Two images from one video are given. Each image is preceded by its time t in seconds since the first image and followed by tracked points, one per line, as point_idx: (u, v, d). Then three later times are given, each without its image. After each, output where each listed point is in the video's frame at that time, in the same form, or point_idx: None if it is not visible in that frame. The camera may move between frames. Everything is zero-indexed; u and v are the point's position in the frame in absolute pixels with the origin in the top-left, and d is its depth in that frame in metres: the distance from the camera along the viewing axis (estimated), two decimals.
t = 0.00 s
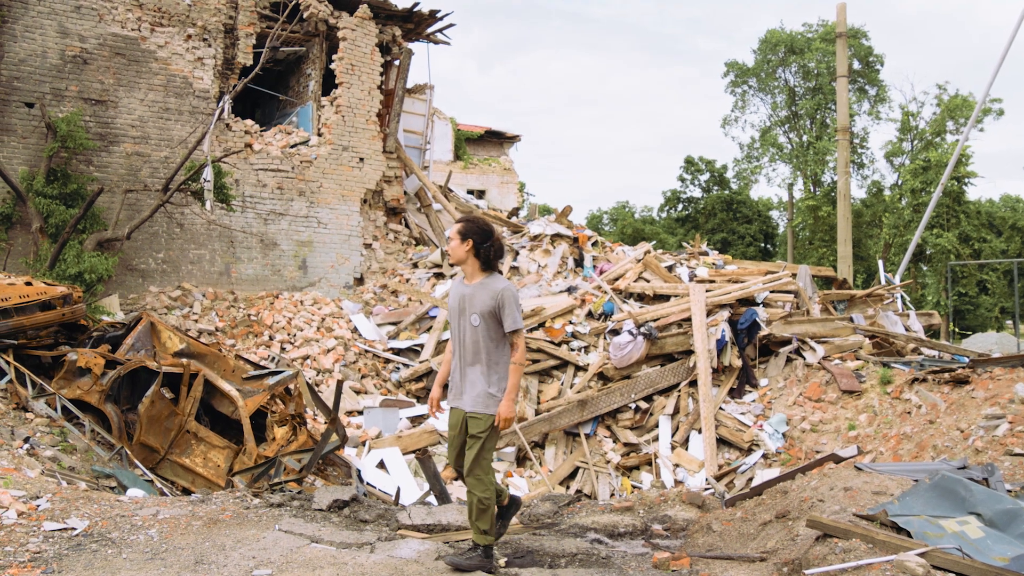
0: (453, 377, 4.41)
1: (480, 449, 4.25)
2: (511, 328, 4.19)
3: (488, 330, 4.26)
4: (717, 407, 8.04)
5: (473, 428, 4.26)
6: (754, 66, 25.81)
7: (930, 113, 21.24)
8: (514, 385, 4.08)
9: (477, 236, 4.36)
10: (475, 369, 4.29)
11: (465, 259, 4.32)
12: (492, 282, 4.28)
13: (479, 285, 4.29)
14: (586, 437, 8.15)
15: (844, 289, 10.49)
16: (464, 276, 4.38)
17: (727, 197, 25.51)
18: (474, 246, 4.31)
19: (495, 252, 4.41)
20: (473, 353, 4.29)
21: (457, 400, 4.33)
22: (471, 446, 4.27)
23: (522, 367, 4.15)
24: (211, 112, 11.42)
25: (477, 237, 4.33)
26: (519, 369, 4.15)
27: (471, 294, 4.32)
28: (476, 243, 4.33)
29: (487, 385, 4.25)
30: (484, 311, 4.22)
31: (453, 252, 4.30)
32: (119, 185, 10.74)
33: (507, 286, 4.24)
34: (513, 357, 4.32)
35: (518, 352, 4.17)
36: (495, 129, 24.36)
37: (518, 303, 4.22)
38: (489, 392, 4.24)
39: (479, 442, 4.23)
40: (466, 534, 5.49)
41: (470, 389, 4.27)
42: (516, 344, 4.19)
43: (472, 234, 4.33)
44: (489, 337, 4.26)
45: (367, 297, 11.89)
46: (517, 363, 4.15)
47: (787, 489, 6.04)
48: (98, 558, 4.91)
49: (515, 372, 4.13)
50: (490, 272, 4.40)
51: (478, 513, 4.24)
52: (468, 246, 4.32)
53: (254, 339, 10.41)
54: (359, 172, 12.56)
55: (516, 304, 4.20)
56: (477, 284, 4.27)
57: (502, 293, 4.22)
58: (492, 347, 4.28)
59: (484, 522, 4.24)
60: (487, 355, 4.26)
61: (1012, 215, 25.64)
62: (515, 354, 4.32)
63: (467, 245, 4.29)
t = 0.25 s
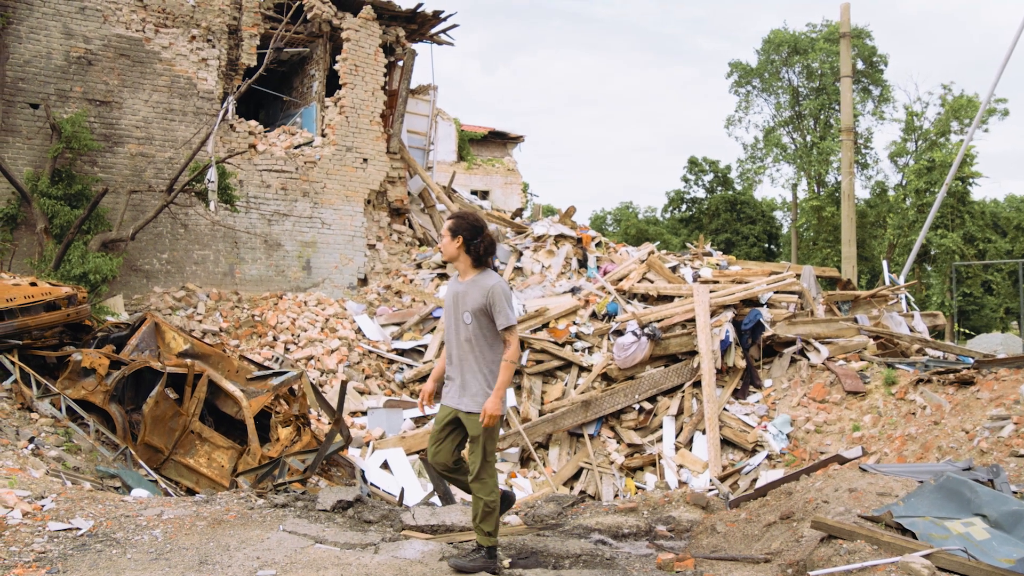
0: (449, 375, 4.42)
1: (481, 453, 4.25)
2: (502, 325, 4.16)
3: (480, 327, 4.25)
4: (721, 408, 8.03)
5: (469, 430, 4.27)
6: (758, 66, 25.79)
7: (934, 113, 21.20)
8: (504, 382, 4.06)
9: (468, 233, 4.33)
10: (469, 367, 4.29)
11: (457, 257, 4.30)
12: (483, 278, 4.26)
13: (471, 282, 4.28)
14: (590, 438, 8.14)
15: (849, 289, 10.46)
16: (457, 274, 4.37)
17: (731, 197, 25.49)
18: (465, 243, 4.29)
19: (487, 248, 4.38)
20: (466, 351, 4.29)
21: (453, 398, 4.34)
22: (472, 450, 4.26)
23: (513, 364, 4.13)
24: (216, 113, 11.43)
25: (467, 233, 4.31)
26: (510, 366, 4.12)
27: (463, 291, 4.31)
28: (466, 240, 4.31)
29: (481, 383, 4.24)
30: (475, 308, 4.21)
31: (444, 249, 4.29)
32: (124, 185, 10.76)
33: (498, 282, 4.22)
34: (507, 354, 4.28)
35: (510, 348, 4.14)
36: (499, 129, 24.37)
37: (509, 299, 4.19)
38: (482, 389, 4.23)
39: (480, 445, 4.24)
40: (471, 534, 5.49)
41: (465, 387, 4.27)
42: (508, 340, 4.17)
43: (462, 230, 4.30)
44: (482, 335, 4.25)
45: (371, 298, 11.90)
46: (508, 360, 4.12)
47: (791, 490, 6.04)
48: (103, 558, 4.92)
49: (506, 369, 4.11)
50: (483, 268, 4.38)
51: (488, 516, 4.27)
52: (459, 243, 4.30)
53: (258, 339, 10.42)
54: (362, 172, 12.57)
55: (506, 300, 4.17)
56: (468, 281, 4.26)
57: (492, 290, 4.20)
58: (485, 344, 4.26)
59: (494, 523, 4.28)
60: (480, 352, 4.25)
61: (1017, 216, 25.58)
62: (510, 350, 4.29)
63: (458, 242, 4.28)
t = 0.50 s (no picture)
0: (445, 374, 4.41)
1: (483, 453, 4.24)
2: (492, 323, 4.13)
3: (474, 326, 4.24)
4: (727, 409, 8.01)
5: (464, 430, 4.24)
6: (763, 67, 25.75)
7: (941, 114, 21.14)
8: (491, 382, 4.03)
9: (463, 231, 4.34)
10: (463, 366, 4.27)
11: (451, 255, 4.31)
12: (476, 276, 4.24)
13: (465, 281, 4.27)
14: (595, 439, 8.12)
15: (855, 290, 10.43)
16: (453, 272, 4.38)
17: (737, 198, 25.47)
18: (459, 241, 4.30)
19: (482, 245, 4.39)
20: (460, 351, 4.27)
21: (448, 397, 4.33)
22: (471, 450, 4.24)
23: (502, 363, 4.09)
24: (221, 114, 11.44)
25: (461, 231, 4.32)
26: (499, 365, 4.08)
27: (457, 290, 4.31)
28: (460, 238, 4.32)
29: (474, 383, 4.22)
30: (467, 306, 4.20)
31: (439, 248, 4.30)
32: (131, 186, 10.78)
33: (490, 281, 4.19)
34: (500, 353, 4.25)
35: (500, 347, 4.10)
36: (504, 130, 24.38)
37: (501, 297, 4.16)
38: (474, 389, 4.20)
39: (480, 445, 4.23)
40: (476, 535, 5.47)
41: (458, 387, 4.26)
42: (499, 339, 4.13)
43: (456, 229, 4.31)
44: (475, 334, 4.23)
45: (377, 299, 11.91)
46: (497, 359, 4.08)
47: (798, 491, 6.03)
48: (110, 558, 4.93)
49: (495, 368, 4.07)
50: (478, 267, 4.38)
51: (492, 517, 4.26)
52: (453, 241, 4.31)
53: (264, 340, 10.43)
54: (368, 173, 12.57)
55: (497, 298, 4.14)
56: (462, 280, 4.25)
57: (483, 287, 4.19)
58: (478, 343, 4.24)
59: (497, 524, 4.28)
60: (473, 352, 4.23)
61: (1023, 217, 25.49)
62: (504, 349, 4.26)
63: (451, 240, 4.28)
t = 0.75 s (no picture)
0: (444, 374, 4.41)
1: (486, 451, 4.25)
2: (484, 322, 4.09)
3: (469, 325, 4.22)
4: (737, 410, 7.98)
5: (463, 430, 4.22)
6: (773, 67, 25.69)
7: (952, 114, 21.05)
8: (478, 381, 3.99)
9: (462, 229, 4.33)
10: (459, 365, 4.27)
11: (451, 255, 4.30)
12: (472, 275, 4.23)
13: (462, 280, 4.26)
14: (605, 440, 8.11)
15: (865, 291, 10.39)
16: (452, 272, 4.37)
17: (746, 198, 25.39)
18: (458, 240, 4.29)
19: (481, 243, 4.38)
20: (456, 350, 4.27)
21: (445, 397, 4.33)
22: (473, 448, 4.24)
23: (492, 362, 4.05)
24: (231, 115, 11.46)
25: (459, 229, 4.31)
26: (489, 365, 4.04)
27: (454, 289, 4.30)
28: (459, 237, 4.31)
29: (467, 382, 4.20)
30: (462, 305, 4.19)
31: (437, 247, 4.30)
32: (141, 188, 10.82)
33: (485, 279, 4.16)
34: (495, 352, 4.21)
35: (491, 346, 4.07)
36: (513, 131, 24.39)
37: (495, 296, 4.12)
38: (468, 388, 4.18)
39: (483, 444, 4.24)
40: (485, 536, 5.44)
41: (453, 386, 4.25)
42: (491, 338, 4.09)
43: (454, 228, 4.30)
44: (471, 333, 4.21)
45: (386, 299, 11.93)
46: (488, 359, 4.05)
47: (808, 493, 6.01)
48: (121, 558, 4.95)
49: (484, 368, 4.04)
50: (478, 265, 4.36)
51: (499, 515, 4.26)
52: (451, 241, 4.30)
53: (274, 341, 10.44)
54: (377, 174, 12.58)
55: (491, 298, 4.10)
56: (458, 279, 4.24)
57: (478, 286, 4.16)
58: (474, 342, 4.22)
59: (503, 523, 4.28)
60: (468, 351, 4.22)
61: None
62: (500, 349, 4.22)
63: (448, 239, 4.28)
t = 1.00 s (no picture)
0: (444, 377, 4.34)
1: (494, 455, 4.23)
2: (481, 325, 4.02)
3: (467, 328, 4.14)
4: (753, 412, 7.94)
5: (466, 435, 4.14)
6: (788, 68, 25.56)
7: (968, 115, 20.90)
8: (467, 383, 3.93)
9: (464, 230, 4.25)
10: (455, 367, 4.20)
11: (453, 256, 4.22)
12: (472, 277, 4.14)
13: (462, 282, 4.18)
14: (620, 442, 8.08)
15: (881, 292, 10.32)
16: (453, 273, 4.29)
17: (762, 200, 25.28)
18: (460, 242, 4.20)
19: (483, 243, 4.31)
20: (455, 352, 4.19)
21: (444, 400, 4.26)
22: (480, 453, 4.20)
23: (485, 365, 3.98)
24: (247, 117, 11.47)
25: (462, 230, 4.23)
26: (481, 367, 3.97)
27: (455, 290, 4.22)
28: (462, 238, 4.23)
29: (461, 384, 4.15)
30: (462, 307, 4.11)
31: (439, 249, 4.23)
32: (157, 189, 10.87)
33: (484, 282, 4.08)
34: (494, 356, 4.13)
35: (485, 349, 4.00)
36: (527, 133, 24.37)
37: (494, 300, 4.03)
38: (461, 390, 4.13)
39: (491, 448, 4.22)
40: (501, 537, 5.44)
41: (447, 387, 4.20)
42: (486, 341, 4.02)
43: (456, 229, 4.22)
44: (468, 335, 4.14)
45: (401, 301, 11.96)
46: (484, 363, 3.97)
47: (825, 496, 5.98)
48: (138, 558, 4.96)
49: (476, 370, 3.97)
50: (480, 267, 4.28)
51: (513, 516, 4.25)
52: (453, 242, 4.22)
53: (289, 342, 10.46)
54: (391, 176, 12.59)
55: (489, 301, 4.02)
56: (459, 280, 4.16)
57: (477, 288, 4.08)
58: (473, 346, 4.14)
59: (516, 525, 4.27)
60: (464, 353, 4.15)
61: None
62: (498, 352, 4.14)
63: (450, 240, 4.20)
